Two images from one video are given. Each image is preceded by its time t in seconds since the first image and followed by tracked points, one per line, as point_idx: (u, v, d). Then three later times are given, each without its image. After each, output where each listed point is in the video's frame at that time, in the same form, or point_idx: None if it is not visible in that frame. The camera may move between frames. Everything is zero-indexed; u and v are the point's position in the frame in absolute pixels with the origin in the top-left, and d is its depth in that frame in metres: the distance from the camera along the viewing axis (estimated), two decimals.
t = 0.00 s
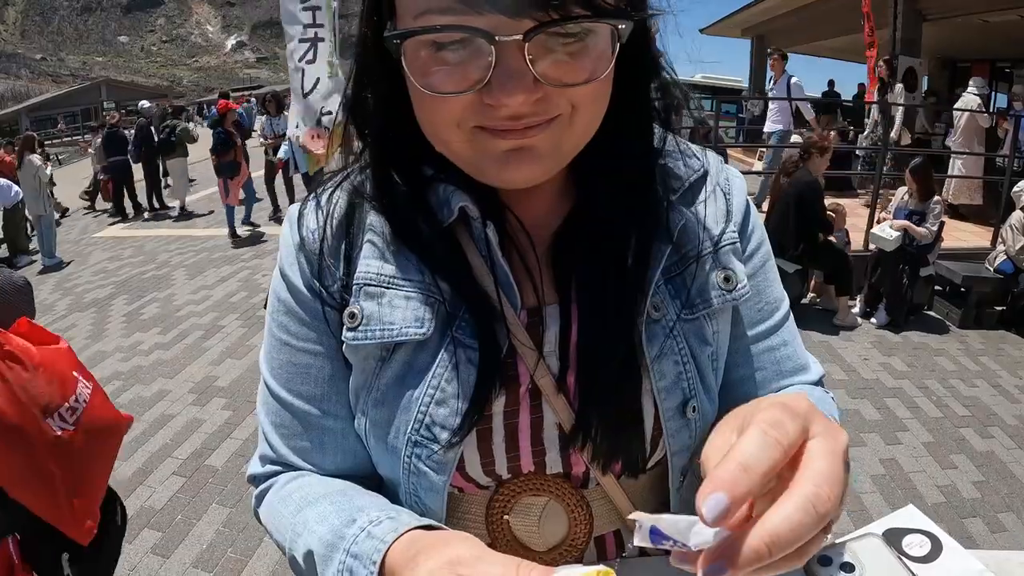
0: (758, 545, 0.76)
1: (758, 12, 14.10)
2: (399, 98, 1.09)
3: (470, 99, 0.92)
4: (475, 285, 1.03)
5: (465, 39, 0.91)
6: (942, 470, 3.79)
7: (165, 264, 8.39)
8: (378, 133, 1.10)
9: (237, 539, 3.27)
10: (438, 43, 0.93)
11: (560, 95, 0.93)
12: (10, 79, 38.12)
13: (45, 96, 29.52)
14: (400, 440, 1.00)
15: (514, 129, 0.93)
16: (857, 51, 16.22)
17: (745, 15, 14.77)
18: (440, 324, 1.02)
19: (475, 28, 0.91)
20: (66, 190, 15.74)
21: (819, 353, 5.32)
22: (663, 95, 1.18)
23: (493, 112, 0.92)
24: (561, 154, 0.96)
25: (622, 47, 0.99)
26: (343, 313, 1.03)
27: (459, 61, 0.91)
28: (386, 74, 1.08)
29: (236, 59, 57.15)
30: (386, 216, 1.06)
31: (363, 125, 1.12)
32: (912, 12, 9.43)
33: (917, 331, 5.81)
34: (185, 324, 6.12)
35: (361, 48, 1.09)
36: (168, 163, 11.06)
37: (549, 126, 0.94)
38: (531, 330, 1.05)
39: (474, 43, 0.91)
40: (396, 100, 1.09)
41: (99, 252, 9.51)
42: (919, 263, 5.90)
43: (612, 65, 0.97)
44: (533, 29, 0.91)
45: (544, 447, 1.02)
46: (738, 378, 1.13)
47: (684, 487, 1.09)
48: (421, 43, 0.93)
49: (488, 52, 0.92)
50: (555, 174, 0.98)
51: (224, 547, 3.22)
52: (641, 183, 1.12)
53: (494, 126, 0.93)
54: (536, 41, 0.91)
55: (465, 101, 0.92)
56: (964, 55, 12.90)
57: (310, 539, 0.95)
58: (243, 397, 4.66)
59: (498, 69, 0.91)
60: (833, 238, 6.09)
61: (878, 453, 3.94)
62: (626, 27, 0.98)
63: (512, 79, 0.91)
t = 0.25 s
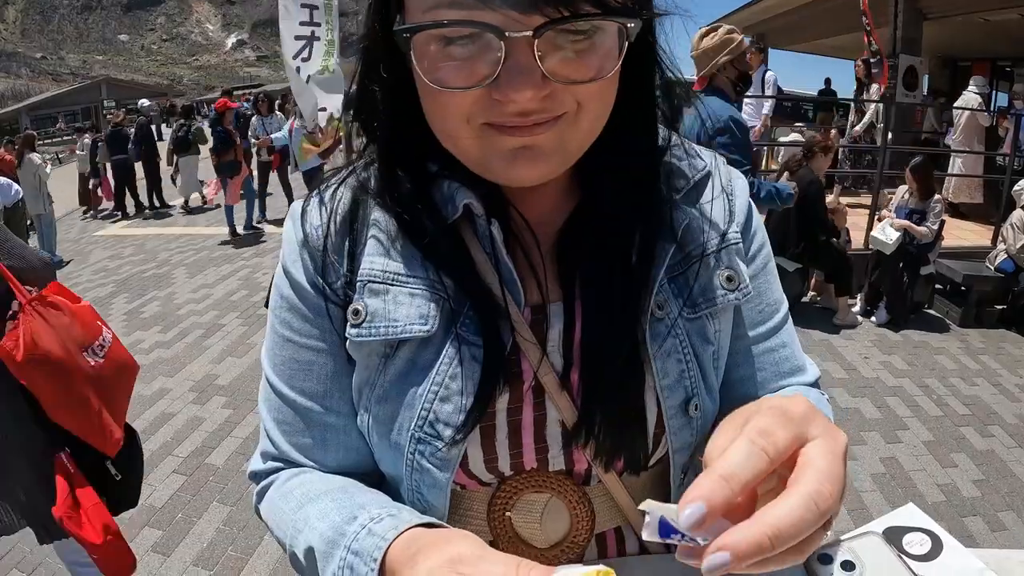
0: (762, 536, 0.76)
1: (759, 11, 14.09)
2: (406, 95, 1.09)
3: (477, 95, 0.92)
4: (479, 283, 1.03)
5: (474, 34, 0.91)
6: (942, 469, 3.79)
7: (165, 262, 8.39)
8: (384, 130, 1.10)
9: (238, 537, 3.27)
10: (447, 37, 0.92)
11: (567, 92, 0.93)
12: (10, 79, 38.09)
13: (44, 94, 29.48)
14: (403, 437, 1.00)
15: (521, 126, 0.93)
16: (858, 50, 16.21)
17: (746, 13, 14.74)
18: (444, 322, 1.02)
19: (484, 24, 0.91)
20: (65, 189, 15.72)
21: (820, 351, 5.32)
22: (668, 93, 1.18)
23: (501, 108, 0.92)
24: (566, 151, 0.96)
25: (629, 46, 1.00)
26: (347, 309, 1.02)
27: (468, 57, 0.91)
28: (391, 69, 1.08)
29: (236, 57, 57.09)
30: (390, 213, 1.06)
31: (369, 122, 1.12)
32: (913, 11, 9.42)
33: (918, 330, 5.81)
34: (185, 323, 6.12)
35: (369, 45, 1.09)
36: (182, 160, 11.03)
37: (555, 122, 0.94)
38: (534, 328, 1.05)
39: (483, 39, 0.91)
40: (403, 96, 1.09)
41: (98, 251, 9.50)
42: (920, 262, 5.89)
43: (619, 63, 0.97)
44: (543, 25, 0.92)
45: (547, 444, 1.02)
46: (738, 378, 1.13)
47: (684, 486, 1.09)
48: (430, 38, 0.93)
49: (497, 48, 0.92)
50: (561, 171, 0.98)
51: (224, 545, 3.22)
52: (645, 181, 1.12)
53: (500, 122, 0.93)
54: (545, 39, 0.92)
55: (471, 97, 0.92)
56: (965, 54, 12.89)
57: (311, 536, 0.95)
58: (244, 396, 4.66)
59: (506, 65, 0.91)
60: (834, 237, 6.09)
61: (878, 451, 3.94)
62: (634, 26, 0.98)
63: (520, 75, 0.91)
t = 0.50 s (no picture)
0: (752, 553, 0.78)
1: (759, 10, 14.07)
2: (414, 101, 1.10)
3: (485, 102, 0.92)
4: (484, 291, 1.03)
5: (481, 42, 0.92)
6: (942, 469, 3.79)
7: (166, 262, 8.39)
8: (391, 136, 1.10)
9: (239, 537, 3.28)
10: (454, 44, 0.93)
11: (574, 101, 0.94)
12: (11, 78, 38.06)
13: (45, 94, 29.46)
14: (409, 442, 1.00)
15: (528, 134, 0.94)
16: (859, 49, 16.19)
17: (747, 12, 14.72)
18: (449, 328, 1.03)
19: (492, 31, 0.91)
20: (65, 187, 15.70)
21: (820, 351, 5.32)
22: (672, 101, 1.19)
23: (508, 116, 0.92)
24: (571, 159, 0.97)
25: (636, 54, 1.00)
26: (352, 315, 1.03)
27: (475, 64, 0.92)
28: (397, 73, 1.08)
29: (236, 56, 57.06)
30: (396, 220, 1.06)
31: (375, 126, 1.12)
32: (914, 10, 9.42)
33: (918, 330, 5.81)
34: (186, 322, 6.12)
35: (376, 49, 1.09)
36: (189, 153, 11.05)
37: (561, 130, 0.94)
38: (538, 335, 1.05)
39: (490, 47, 0.92)
40: (410, 101, 1.10)
41: (99, 250, 9.50)
42: (921, 262, 5.89)
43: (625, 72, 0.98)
44: (551, 34, 0.92)
45: (551, 450, 1.03)
46: (739, 384, 1.13)
47: (686, 490, 1.09)
48: (439, 45, 0.94)
49: (505, 55, 0.92)
50: (567, 178, 0.99)
51: (226, 545, 3.23)
52: (649, 188, 1.12)
53: (506, 131, 0.93)
54: (553, 47, 0.92)
55: (478, 105, 0.93)
56: (966, 53, 12.88)
57: (316, 539, 0.96)
58: (245, 395, 4.67)
59: (513, 73, 0.92)
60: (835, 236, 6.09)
61: (878, 451, 3.94)
62: (641, 35, 0.98)
63: (527, 83, 0.91)
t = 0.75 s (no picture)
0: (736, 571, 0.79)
1: (760, 8, 14.06)
2: (418, 106, 1.10)
3: (486, 109, 0.93)
4: (485, 297, 1.03)
5: (485, 49, 0.92)
6: (942, 468, 3.80)
7: (166, 260, 8.40)
8: (394, 142, 1.11)
9: (240, 536, 3.29)
10: (458, 51, 0.93)
11: (577, 108, 0.94)
12: (10, 76, 37.99)
13: (44, 93, 29.43)
14: (410, 446, 1.01)
15: (531, 141, 0.94)
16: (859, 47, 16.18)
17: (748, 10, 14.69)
18: (450, 334, 1.03)
19: (496, 39, 0.91)
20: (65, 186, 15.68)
21: (821, 350, 5.33)
22: (674, 107, 1.19)
23: (510, 125, 0.93)
24: (573, 167, 0.97)
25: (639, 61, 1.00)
26: (354, 320, 1.03)
27: (478, 72, 0.92)
28: (400, 77, 1.09)
29: (236, 54, 56.99)
30: (398, 226, 1.07)
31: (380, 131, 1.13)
32: (915, 8, 9.41)
33: (918, 329, 5.82)
34: (187, 321, 6.13)
35: (380, 54, 1.09)
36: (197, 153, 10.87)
37: (563, 137, 0.95)
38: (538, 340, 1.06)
39: (493, 54, 0.92)
40: (414, 106, 1.10)
41: (99, 249, 9.50)
42: (921, 262, 5.89)
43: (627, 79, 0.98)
44: (553, 42, 0.92)
45: (551, 454, 1.03)
46: (739, 389, 1.13)
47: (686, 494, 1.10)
48: (444, 51, 0.94)
49: (508, 63, 0.92)
50: (569, 184, 0.99)
51: (227, 544, 3.24)
52: (650, 195, 1.13)
53: (508, 138, 0.94)
54: (556, 55, 0.92)
55: (480, 112, 0.93)
56: (966, 51, 12.87)
57: (318, 542, 0.97)
58: (246, 394, 4.67)
59: (516, 80, 0.92)
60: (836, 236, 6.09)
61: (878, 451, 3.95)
62: (644, 43, 0.99)
63: (530, 90, 0.91)
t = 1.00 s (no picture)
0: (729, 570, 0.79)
1: (761, 7, 14.04)
2: (421, 102, 1.10)
3: (491, 105, 0.93)
4: (486, 294, 1.03)
5: (489, 44, 0.92)
6: (942, 467, 3.80)
7: (167, 260, 8.40)
8: (396, 139, 1.11)
9: (241, 535, 3.29)
10: (463, 47, 0.93)
11: (581, 105, 0.95)
12: (10, 75, 37.87)
13: (44, 92, 29.40)
14: (410, 443, 1.01)
15: (536, 136, 0.94)
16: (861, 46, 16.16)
17: (748, 9, 14.67)
18: (450, 331, 1.03)
19: (501, 35, 0.91)
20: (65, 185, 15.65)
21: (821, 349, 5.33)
22: (677, 106, 1.19)
23: (515, 120, 0.93)
24: (576, 163, 0.98)
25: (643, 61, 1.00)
26: (355, 318, 1.03)
27: (481, 68, 0.92)
28: (402, 74, 1.08)
29: (235, 53, 56.93)
30: (398, 223, 1.07)
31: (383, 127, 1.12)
32: (915, 8, 9.42)
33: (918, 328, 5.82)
34: (188, 321, 6.13)
35: (383, 52, 1.09)
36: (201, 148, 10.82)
37: (565, 132, 0.95)
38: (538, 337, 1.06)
39: (497, 49, 0.92)
40: (418, 103, 1.10)
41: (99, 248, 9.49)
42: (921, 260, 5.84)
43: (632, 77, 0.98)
44: (558, 38, 0.92)
45: (551, 452, 1.04)
46: (739, 387, 1.14)
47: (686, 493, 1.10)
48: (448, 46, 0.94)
49: (513, 59, 0.92)
50: (571, 181, 0.99)
51: (228, 543, 3.24)
52: (652, 192, 1.13)
53: (513, 134, 0.94)
54: (561, 51, 0.92)
55: (484, 108, 0.93)
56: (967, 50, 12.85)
57: (317, 540, 0.97)
58: (247, 394, 4.68)
59: (521, 76, 0.92)
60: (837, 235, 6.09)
61: (879, 449, 3.95)
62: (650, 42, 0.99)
63: (534, 87, 0.92)
